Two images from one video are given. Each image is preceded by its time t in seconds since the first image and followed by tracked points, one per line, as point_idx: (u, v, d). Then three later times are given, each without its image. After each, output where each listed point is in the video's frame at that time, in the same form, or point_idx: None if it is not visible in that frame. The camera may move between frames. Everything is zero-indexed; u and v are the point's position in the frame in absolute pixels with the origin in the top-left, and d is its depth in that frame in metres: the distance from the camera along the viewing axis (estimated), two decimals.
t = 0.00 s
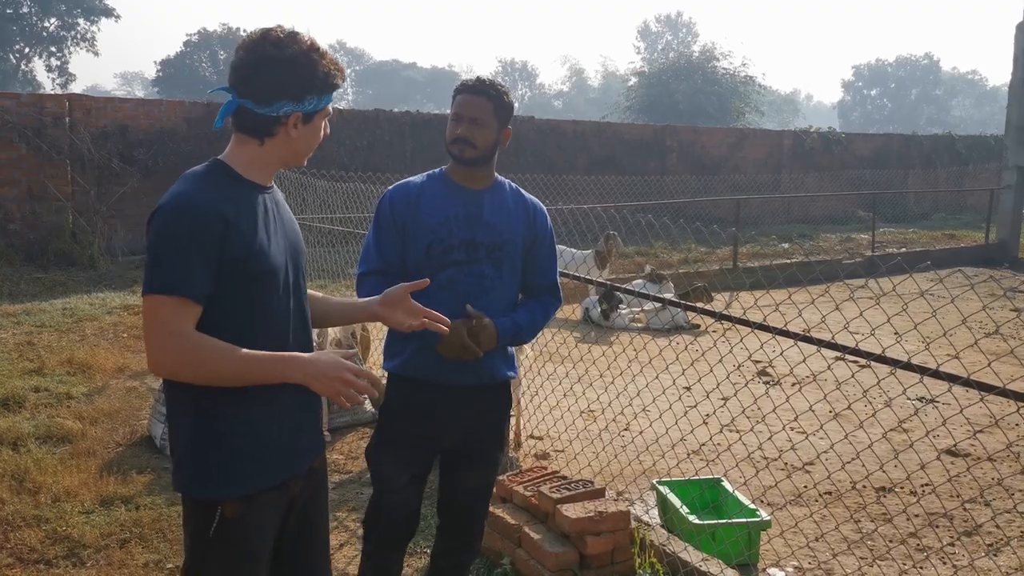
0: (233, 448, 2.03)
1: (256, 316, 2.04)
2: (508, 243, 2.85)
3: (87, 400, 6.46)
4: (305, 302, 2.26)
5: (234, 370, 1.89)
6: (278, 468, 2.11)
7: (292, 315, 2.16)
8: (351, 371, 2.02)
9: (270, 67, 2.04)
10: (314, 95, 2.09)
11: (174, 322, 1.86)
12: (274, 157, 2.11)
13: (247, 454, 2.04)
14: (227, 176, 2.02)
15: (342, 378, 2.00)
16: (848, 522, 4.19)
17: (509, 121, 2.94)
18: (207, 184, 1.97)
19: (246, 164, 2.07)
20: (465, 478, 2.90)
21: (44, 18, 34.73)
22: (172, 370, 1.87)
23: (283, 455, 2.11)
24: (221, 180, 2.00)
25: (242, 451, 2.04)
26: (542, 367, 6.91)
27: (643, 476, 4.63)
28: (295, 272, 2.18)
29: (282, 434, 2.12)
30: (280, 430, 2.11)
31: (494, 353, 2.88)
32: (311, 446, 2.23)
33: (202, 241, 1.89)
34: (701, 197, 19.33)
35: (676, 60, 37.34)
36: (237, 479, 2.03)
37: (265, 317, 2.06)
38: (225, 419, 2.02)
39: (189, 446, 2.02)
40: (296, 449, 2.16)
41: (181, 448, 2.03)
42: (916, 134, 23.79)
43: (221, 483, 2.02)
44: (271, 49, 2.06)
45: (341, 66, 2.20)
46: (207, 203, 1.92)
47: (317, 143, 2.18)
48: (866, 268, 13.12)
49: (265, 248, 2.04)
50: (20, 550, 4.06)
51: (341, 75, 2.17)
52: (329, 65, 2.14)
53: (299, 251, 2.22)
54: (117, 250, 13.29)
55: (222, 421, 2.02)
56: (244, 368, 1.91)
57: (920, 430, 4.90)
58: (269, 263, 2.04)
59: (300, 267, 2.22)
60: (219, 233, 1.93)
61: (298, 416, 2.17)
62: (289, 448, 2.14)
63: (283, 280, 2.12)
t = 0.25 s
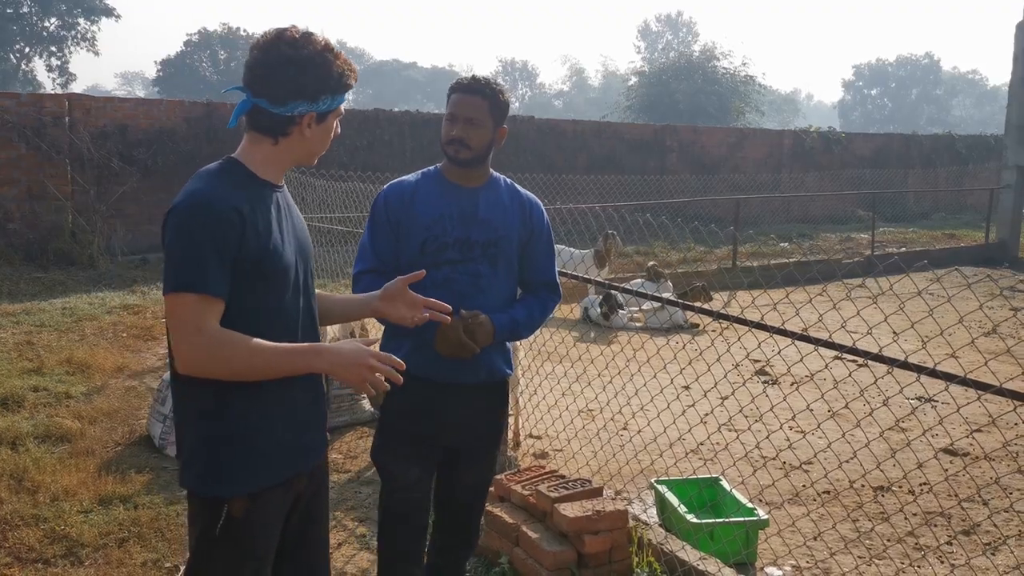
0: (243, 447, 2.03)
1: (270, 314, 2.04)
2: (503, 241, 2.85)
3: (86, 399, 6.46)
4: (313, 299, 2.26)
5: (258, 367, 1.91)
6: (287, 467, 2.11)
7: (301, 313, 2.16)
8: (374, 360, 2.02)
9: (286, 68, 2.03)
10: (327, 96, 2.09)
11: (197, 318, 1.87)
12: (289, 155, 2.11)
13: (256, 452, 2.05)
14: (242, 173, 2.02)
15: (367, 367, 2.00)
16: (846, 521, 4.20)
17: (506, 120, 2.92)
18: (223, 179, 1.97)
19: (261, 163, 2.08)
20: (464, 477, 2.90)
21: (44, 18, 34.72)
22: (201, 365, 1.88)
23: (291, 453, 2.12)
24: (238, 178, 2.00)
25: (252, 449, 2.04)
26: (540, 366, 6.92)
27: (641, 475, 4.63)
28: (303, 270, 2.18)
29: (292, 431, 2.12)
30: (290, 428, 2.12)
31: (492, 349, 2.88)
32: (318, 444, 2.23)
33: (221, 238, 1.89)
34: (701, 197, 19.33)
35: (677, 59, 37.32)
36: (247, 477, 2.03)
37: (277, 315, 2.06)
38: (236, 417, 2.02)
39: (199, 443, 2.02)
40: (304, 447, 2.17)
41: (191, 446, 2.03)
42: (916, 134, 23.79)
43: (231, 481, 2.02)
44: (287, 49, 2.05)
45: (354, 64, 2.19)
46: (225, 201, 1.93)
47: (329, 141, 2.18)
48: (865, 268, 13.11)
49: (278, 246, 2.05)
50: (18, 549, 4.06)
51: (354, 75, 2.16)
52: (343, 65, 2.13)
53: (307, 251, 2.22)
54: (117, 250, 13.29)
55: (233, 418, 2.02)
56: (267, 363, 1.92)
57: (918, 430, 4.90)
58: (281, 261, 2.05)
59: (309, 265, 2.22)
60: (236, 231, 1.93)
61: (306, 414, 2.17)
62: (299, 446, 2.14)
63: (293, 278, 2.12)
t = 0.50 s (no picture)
0: (247, 443, 2.03)
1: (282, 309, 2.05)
2: (496, 241, 2.84)
3: (85, 398, 6.46)
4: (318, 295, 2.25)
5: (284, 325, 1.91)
6: (292, 462, 2.11)
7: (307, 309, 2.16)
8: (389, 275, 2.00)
9: (296, 66, 2.04)
10: (337, 95, 2.08)
11: (221, 305, 1.87)
12: (299, 154, 2.11)
13: (262, 448, 2.05)
14: (251, 171, 2.03)
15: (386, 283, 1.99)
16: (843, 519, 4.20)
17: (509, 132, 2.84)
18: (233, 175, 1.97)
19: (270, 160, 2.08)
20: (461, 476, 2.89)
21: (44, 18, 34.72)
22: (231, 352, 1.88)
23: (295, 451, 2.12)
24: (249, 175, 2.00)
25: (256, 444, 2.04)
26: (537, 364, 6.92)
27: (638, 473, 4.64)
28: (310, 266, 2.19)
29: (297, 427, 2.12)
30: (295, 424, 2.11)
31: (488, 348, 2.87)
32: (321, 443, 2.22)
33: (234, 230, 1.89)
34: (700, 196, 19.32)
35: (677, 58, 37.31)
36: (251, 473, 2.03)
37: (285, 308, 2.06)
38: (243, 412, 2.03)
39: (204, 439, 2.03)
40: (309, 444, 2.17)
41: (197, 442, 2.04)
42: (915, 133, 23.79)
43: (236, 478, 2.02)
44: (297, 48, 2.06)
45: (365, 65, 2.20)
46: (238, 193, 1.93)
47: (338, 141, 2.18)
48: (865, 266, 13.11)
49: (286, 240, 2.05)
50: (17, 547, 4.07)
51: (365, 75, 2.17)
52: (353, 64, 2.14)
53: (314, 251, 2.23)
54: (116, 249, 13.30)
55: (240, 413, 2.02)
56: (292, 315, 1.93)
57: (915, 428, 4.91)
58: (288, 255, 2.05)
59: (315, 262, 2.22)
60: (248, 223, 1.93)
61: (310, 412, 2.16)
62: (304, 442, 2.14)
63: (300, 272, 2.12)
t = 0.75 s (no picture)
0: (251, 442, 2.03)
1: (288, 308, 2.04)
2: (494, 240, 2.82)
3: (83, 397, 6.46)
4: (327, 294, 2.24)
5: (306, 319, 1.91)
6: (297, 462, 2.10)
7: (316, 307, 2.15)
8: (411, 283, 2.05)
9: (275, 52, 2.04)
10: (320, 79, 2.04)
11: (234, 301, 1.87)
12: (294, 145, 2.09)
13: (267, 446, 2.05)
14: (255, 167, 2.02)
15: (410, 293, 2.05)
16: (840, 516, 4.21)
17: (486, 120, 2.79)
18: (238, 173, 1.97)
19: (269, 153, 2.07)
20: (464, 476, 2.84)
21: (42, 17, 34.70)
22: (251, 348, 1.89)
23: (300, 449, 2.11)
24: (254, 172, 2.00)
25: (261, 443, 2.04)
26: (535, 362, 6.92)
27: (636, 471, 4.64)
28: (319, 265, 2.18)
29: (302, 426, 2.12)
30: (300, 423, 2.11)
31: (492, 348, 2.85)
32: (327, 441, 2.21)
33: (240, 227, 1.89)
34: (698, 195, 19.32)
35: (675, 57, 37.33)
36: (255, 473, 2.03)
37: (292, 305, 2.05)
38: (248, 411, 2.03)
39: (209, 437, 2.04)
40: (315, 443, 2.16)
41: (201, 441, 2.05)
42: (914, 132, 23.81)
43: (239, 476, 2.02)
44: (283, 37, 2.06)
45: (360, 49, 2.15)
46: (244, 191, 1.93)
47: (341, 132, 2.12)
48: (863, 264, 13.12)
49: (293, 238, 2.05)
50: (14, 546, 4.07)
51: (356, 58, 2.12)
52: (342, 48, 2.10)
53: (324, 250, 2.22)
54: (114, 248, 13.29)
55: (243, 413, 2.03)
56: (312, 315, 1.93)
57: (912, 425, 4.92)
58: (295, 253, 2.04)
59: (324, 261, 2.21)
60: (255, 221, 1.93)
61: (315, 410, 2.15)
62: (310, 441, 2.14)
63: (308, 270, 2.11)
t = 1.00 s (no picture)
0: (238, 435, 1.96)
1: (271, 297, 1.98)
2: (467, 232, 2.69)
3: (50, 397, 6.36)
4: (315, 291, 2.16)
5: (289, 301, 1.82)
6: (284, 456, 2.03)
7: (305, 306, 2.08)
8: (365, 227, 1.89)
9: (230, 42, 2.03)
10: (265, 59, 1.99)
11: (216, 286, 1.80)
12: (259, 135, 2.02)
13: (254, 440, 1.98)
14: (236, 159, 1.97)
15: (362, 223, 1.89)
16: (810, 512, 4.24)
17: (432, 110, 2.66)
18: (220, 166, 1.92)
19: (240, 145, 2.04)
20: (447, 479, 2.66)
21: (10, 13, 34.18)
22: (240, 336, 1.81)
23: (287, 445, 2.04)
24: (236, 165, 1.95)
25: (249, 437, 1.97)
26: (508, 360, 6.91)
27: (608, 468, 4.65)
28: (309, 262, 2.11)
29: (290, 420, 2.05)
30: (287, 416, 2.04)
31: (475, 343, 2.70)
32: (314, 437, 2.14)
33: (222, 217, 1.83)
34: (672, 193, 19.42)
35: (649, 57, 37.55)
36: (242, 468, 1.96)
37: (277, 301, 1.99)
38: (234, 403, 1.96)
39: (196, 428, 1.97)
40: (304, 438, 2.09)
41: (188, 433, 1.98)
42: (883, 132, 24.12)
43: (227, 471, 1.95)
44: (236, 27, 2.04)
45: (315, 27, 2.08)
46: (225, 182, 1.88)
47: (305, 119, 2.03)
48: (834, 263, 13.26)
49: (277, 233, 1.99)
50: None
51: (309, 35, 2.05)
52: (294, 28, 2.04)
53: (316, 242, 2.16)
54: (83, 246, 13.11)
55: (230, 406, 1.96)
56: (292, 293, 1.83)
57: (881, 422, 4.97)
58: (277, 245, 1.98)
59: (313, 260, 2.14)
60: (238, 211, 1.87)
61: (302, 403, 2.08)
62: (298, 435, 2.07)
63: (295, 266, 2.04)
